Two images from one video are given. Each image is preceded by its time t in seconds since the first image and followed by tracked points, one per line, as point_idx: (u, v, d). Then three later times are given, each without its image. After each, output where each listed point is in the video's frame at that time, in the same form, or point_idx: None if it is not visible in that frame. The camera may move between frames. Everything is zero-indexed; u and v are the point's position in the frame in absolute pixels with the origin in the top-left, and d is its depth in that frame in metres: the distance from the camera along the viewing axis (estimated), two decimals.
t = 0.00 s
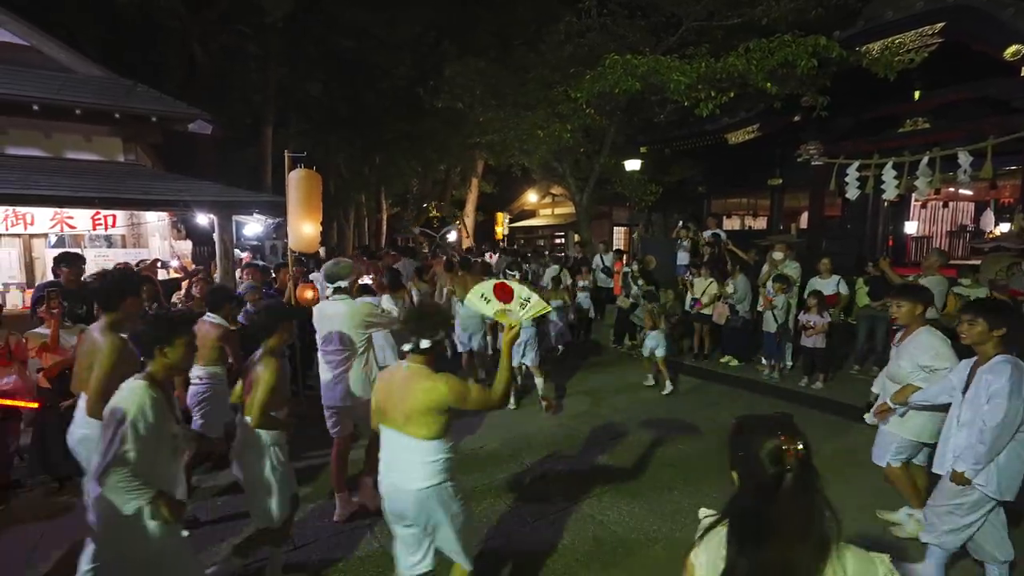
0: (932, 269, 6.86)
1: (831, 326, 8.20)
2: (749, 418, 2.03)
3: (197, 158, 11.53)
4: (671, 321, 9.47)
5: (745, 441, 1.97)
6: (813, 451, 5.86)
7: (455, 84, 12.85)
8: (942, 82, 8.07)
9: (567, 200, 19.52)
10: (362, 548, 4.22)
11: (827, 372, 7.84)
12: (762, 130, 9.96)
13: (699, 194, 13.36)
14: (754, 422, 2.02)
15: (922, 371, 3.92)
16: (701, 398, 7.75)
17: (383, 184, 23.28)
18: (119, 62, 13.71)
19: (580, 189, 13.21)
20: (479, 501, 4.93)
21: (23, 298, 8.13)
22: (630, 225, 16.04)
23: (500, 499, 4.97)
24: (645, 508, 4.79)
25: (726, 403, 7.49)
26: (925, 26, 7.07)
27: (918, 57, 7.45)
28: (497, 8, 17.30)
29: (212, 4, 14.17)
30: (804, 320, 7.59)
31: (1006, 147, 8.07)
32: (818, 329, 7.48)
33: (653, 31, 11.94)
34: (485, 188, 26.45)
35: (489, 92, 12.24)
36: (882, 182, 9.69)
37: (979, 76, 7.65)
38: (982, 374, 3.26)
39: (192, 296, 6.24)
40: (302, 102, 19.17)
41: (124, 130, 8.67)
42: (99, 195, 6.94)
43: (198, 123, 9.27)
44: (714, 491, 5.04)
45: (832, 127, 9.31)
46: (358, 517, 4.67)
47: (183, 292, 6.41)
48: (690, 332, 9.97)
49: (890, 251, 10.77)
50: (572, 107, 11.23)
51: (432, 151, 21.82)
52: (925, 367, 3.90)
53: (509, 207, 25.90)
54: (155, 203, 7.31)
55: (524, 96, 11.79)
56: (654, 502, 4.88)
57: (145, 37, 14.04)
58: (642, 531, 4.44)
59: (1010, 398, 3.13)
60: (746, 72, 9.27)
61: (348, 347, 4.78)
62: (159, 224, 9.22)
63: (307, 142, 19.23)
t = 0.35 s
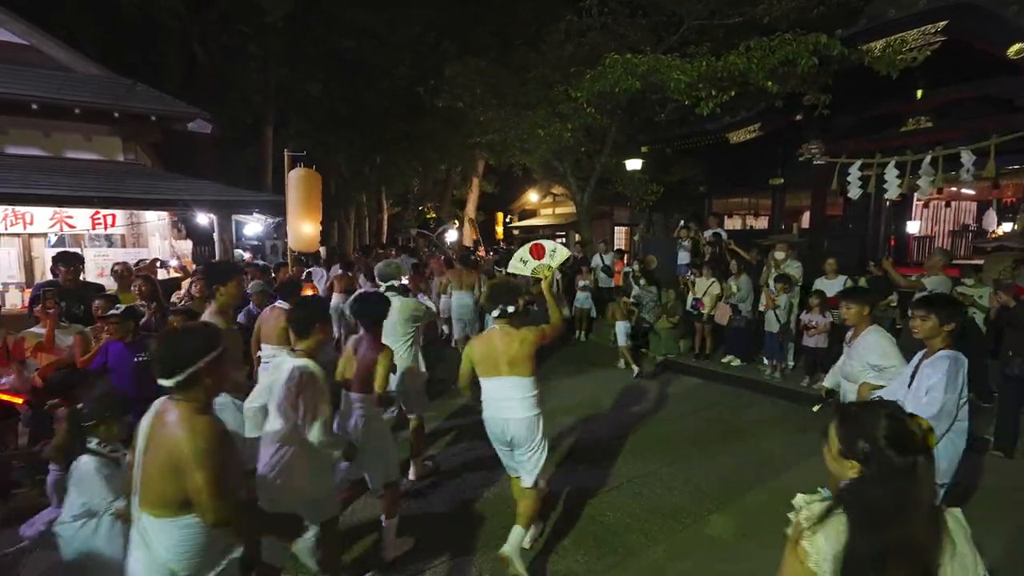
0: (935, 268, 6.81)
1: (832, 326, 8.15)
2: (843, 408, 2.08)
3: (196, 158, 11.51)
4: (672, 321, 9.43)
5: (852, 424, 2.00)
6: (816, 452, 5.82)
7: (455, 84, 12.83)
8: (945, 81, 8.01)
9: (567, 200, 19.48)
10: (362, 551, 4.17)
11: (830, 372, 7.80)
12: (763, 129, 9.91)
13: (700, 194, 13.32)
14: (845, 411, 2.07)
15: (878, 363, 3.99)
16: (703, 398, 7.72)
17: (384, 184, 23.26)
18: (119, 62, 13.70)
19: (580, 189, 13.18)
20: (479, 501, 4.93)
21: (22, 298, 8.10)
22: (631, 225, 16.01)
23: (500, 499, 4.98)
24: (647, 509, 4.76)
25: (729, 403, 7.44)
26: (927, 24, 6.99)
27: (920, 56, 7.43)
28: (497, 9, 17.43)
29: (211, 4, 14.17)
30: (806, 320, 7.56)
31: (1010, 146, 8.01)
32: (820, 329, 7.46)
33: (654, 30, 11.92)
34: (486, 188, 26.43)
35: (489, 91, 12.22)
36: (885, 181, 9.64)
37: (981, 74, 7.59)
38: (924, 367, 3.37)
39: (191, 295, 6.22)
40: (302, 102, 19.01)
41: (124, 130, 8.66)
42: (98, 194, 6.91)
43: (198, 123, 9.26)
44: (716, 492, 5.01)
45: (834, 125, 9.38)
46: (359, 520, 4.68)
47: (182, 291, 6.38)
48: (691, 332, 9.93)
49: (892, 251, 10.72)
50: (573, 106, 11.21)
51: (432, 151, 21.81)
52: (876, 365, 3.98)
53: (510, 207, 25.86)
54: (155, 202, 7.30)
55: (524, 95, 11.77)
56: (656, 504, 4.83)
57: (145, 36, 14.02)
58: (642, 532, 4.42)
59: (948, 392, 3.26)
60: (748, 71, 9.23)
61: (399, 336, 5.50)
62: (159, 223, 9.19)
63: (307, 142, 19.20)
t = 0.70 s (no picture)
0: (940, 268, 6.76)
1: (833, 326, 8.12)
2: (921, 406, 2.24)
3: (196, 158, 11.50)
4: (672, 321, 9.41)
5: (937, 415, 2.18)
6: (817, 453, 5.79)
7: (456, 84, 12.82)
8: (948, 80, 7.97)
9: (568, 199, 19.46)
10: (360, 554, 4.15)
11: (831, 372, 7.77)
12: (764, 129, 9.81)
13: (701, 193, 13.30)
14: (918, 410, 2.25)
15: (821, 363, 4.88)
16: (704, 398, 7.69)
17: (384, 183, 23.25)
18: (119, 62, 13.70)
19: (581, 188, 13.15)
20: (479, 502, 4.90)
21: (22, 298, 8.10)
22: (632, 225, 15.97)
23: (499, 500, 4.96)
24: (647, 509, 4.74)
25: (730, 403, 7.42)
26: (930, 23, 6.94)
27: (922, 54, 7.32)
28: (496, 8, 17.47)
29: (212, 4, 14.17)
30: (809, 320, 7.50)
31: (1013, 145, 7.97)
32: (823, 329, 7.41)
33: (655, 29, 11.88)
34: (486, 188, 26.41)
35: (490, 91, 12.18)
36: (887, 181, 9.60)
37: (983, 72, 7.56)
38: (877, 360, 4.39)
39: (190, 295, 6.23)
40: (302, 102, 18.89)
41: (123, 129, 8.65)
42: (98, 194, 6.91)
43: (197, 122, 9.24)
44: (717, 492, 4.99)
45: (836, 123, 9.31)
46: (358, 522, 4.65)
47: (181, 291, 6.36)
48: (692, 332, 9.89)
49: (894, 250, 10.68)
50: (573, 105, 11.20)
51: (433, 151, 21.79)
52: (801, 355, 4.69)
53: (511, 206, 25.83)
54: (155, 202, 7.28)
55: (525, 95, 11.75)
56: (657, 505, 4.80)
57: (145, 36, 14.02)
58: (642, 533, 4.39)
59: (900, 374, 4.26)
60: (748, 69, 9.30)
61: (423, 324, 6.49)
62: (159, 223, 9.18)
63: (307, 141, 19.16)
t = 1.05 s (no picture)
0: (941, 268, 6.71)
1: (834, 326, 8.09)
2: (959, 405, 2.07)
3: (196, 158, 11.49)
4: (673, 321, 9.38)
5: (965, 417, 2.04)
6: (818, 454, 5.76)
7: (456, 83, 12.79)
8: (950, 79, 7.93)
9: (568, 199, 19.44)
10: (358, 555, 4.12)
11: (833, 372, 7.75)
12: (765, 128, 9.80)
13: (702, 193, 13.27)
14: (958, 411, 2.06)
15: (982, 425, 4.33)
16: (705, 398, 7.66)
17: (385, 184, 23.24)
18: (119, 62, 13.69)
19: (581, 188, 13.13)
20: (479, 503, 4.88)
21: (21, 298, 8.10)
22: (633, 225, 15.94)
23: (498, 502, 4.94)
24: (648, 511, 4.71)
25: (730, 403, 7.39)
26: (931, 22, 6.90)
27: (924, 53, 7.28)
28: (496, 8, 17.53)
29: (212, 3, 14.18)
30: (809, 320, 7.47)
31: (1014, 144, 7.94)
32: (823, 329, 7.39)
33: (656, 28, 11.86)
34: (487, 188, 26.41)
35: (490, 90, 12.17)
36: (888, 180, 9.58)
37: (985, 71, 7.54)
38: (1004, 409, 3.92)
39: (189, 295, 6.22)
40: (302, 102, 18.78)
41: (123, 130, 8.65)
42: (98, 194, 6.90)
43: (197, 122, 9.23)
44: (718, 493, 4.96)
45: (837, 123, 9.31)
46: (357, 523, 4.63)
47: (181, 290, 6.34)
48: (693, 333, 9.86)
49: (896, 250, 10.64)
50: (573, 105, 11.19)
51: (433, 151, 21.81)
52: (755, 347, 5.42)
53: (512, 206, 25.82)
54: (154, 202, 7.28)
55: (525, 94, 11.74)
56: (657, 506, 4.77)
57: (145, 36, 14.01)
58: (642, 534, 4.36)
59: (863, 364, 4.03)
60: (750, 68, 9.29)
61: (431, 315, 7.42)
62: (159, 223, 9.18)
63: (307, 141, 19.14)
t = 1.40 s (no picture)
0: (940, 267, 6.72)
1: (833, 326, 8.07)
2: (981, 411, 1.96)
3: (195, 158, 11.50)
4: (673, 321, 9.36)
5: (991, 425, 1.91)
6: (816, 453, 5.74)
7: (456, 83, 12.80)
8: (950, 79, 7.91)
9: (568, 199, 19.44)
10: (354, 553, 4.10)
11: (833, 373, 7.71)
12: (765, 128, 9.78)
13: (702, 193, 13.27)
14: (981, 418, 1.94)
15: None
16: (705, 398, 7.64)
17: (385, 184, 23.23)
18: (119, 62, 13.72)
19: (581, 188, 13.12)
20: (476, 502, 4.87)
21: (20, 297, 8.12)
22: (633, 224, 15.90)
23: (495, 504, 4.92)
24: (646, 512, 4.68)
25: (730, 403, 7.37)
26: (931, 21, 6.87)
27: (925, 52, 7.24)
28: (496, 8, 17.52)
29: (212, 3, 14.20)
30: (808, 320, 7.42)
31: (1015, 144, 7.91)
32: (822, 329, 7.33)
33: (656, 28, 11.83)
34: (488, 187, 26.40)
35: (490, 90, 12.17)
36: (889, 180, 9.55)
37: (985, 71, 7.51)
38: None
39: (187, 294, 6.19)
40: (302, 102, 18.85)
41: (122, 129, 8.65)
42: (97, 194, 6.90)
43: (196, 122, 9.21)
44: (716, 494, 4.93)
45: (837, 123, 9.30)
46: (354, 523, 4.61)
47: (179, 290, 6.31)
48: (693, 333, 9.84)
49: (897, 250, 10.61)
50: (573, 105, 11.17)
51: (433, 151, 21.79)
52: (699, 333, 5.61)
53: (512, 206, 25.80)
54: (153, 202, 7.27)
55: (524, 94, 11.74)
56: (655, 507, 4.75)
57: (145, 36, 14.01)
58: (640, 535, 4.33)
59: (827, 361, 4.04)
60: (750, 68, 9.29)
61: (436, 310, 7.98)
62: (158, 223, 9.19)
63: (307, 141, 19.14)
